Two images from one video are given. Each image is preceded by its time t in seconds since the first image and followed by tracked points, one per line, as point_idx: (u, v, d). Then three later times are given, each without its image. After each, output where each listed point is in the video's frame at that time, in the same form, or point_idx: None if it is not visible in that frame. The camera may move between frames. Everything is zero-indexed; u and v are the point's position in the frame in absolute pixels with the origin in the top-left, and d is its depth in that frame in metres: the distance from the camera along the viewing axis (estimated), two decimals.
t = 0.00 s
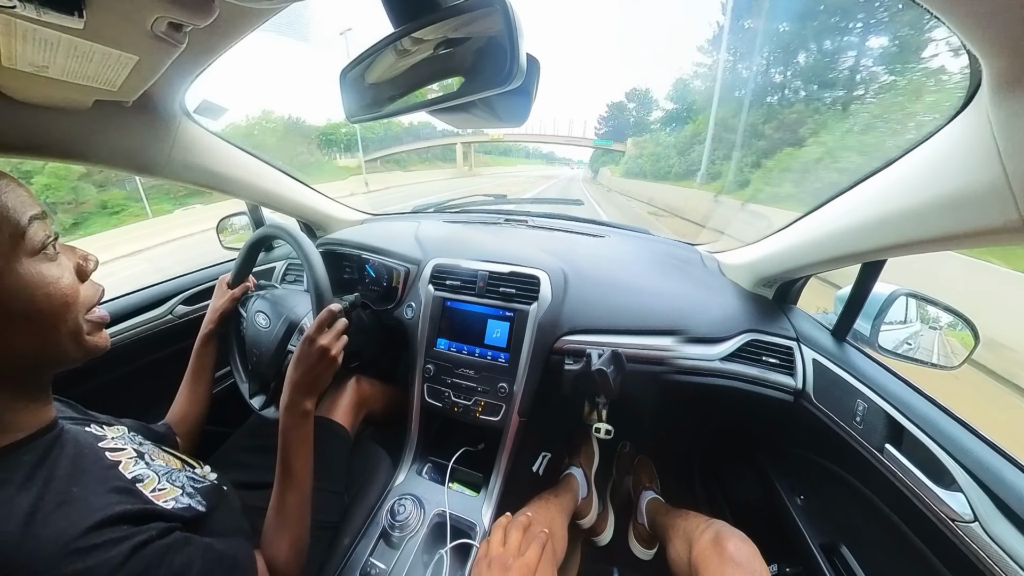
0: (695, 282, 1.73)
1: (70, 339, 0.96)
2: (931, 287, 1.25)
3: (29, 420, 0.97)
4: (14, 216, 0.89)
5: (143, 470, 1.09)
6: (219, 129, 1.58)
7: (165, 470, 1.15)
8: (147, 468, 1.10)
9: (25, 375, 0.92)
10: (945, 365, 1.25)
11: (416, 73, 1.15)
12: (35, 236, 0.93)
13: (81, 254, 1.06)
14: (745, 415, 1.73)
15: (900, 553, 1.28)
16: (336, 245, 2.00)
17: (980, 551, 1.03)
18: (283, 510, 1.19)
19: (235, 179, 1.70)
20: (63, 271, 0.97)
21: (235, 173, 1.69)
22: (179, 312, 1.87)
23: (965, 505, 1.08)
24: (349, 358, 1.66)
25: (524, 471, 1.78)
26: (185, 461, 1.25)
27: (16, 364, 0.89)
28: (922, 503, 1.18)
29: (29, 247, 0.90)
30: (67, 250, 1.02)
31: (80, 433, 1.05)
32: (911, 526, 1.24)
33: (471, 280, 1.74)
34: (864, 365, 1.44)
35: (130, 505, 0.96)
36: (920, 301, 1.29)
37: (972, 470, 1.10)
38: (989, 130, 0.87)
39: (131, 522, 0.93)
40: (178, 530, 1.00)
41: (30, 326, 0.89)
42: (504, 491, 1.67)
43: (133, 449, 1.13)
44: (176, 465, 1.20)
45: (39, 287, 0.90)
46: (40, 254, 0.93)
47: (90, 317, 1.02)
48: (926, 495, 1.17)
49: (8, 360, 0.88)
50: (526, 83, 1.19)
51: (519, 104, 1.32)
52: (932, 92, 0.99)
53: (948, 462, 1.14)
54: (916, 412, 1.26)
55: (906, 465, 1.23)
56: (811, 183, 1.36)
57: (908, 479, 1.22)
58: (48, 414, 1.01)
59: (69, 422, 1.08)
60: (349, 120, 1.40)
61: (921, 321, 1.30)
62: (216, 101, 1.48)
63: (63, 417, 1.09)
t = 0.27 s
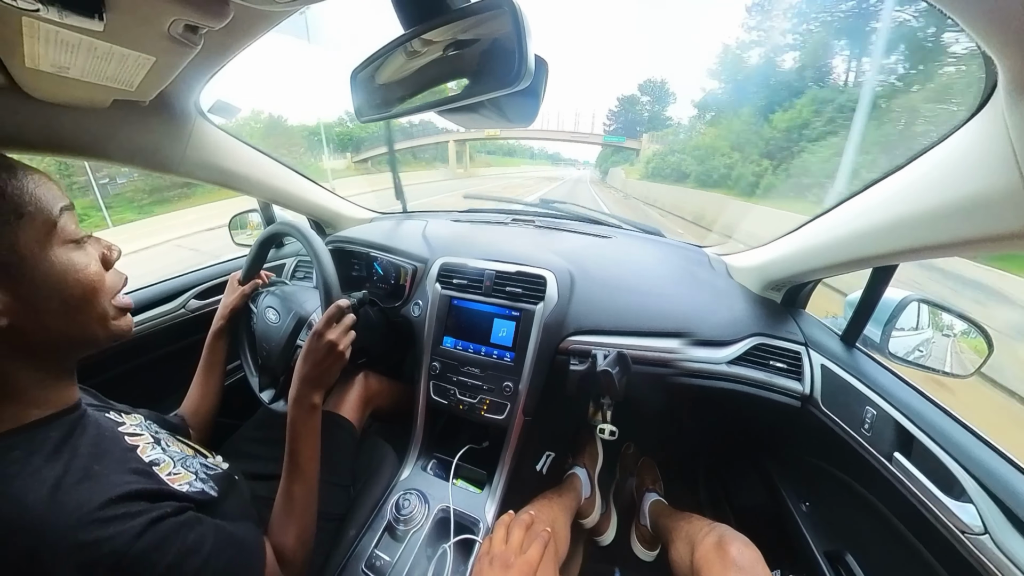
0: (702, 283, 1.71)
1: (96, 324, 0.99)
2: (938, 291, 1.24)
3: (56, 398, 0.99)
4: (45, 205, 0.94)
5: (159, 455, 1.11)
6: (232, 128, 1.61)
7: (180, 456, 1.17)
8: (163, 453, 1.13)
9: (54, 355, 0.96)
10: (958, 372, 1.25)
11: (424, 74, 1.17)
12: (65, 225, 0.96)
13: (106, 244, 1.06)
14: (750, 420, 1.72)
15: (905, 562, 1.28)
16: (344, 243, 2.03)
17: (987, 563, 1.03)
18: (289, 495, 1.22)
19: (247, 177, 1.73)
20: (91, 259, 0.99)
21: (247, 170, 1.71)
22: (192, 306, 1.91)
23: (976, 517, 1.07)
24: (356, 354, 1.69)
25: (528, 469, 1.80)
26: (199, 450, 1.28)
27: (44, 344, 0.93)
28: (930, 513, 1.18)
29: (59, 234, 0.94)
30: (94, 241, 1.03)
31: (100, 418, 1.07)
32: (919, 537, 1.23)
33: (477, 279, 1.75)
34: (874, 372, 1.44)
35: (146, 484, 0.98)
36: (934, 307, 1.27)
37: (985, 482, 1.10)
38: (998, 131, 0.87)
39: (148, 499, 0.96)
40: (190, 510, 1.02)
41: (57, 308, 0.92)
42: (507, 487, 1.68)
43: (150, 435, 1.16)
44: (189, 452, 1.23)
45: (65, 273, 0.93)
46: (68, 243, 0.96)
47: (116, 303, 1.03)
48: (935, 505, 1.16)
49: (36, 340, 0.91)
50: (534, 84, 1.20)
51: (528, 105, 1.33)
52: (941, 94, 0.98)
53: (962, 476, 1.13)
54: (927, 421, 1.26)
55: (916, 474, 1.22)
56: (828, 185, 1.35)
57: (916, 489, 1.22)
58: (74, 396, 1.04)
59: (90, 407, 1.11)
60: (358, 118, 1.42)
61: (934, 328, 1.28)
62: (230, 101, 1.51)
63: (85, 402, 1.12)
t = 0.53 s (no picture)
0: (709, 284, 1.69)
1: (107, 312, 1.01)
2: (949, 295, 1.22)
3: (70, 383, 1.01)
4: (55, 199, 0.95)
5: (170, 444, 1.13)
6: (244, 125, 1.63)
7: (191, 446, 1.19)
8: (174, 443, 1.15)
9: (67, 342, 0.98)
10: (973, 381, 1.20)
11: (433, 71, 1.18)
12: (75, 216, 0.98)
13: (114, 236, 1.08)
14: (757, 423, 1.70)
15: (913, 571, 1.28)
16: (353, 239, 2.05)
17: None
18: (295, 484, 1.23)
19: (257, 173, 1.74)
20: (102, 248, 1.01)
21: (258, 167, 1.73)
22: (204, 300, 1.94)
23: (987, 531, 1.08)
24: (363, 349, 1.71)
25: (531, 467, 1.82)
26: (208, 440, 1.30)
27: (58, 331, 0.95)
28: (940, 525, 1.17)
29: (70, 225, 0.96)
30: (102, 234, 1.04)
31: (113, 406, 1.09)
32: (926, 547, 1.23)
33: (484, 276, 1.76)
34: (884, 379, 1.41)
35: (155, 470, 1.00)
36: (947, 314, 1.23)
37: (999, 496, 1.10)
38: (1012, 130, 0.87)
39: (155, 481, 0.99)
40: (196, 496, 1.04)
41: (69, 296, 0.94)
42: (510, 482, 1.69)
43: (162, 425, 1.19)
44: (199, 441, 1.25)
45: (76, 262, 0.95)
46: (80, 234, 0.98)
47: (125, 292, 1.05)
48: (945, 518, 1.16)
49: (49, 327, 0.93)
50: (543, 82, 1.21)
51: (536, 103, 1.33)
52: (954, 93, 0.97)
53: (973, 490, 1.12)
54: (939, 430, 1.24)
55: (925, 485, 1.22)
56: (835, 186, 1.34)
57: (926, 500, 1.21)
58: (87, 382, 1.06)
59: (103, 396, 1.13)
60: (368, 116, 1.43)
61: (950, 336, 1.24)
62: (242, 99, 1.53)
63: (101, 391, 1.15)
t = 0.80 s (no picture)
0: (713, 289, 1.69)
1: (104, 308, 1.02)
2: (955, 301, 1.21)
3: (70, 383, 1.02)
4: (47, 195, 0.95)
5: (172, 445, 1.14)
6: (249, 126, 1.65)
7: (193, 447, 1.20)
8: (176, 444, 1.15)
9: (66, 339, 0.98)
10: (983, 389, 1.20)
11: (439, 73, 1.18)
12: (69, 213, 0.98)
13: (109, 232, 1.08)
14: (762, 428, 1.69)
15: None
16: (359, 240, 2.06)
17: None
18: (300, 482, 1.25)
19: (263, 173, 1.76)
20: (96, 245, 1.02)
21: (264, 167, 1.75)
22: (210, 299, 1.96)
23: (999, 541, 1.04)
24: (368, 349, 1.73)
25: (534, 471, 1.83)
26: (212, 440, 1.31)
27: (55, 329, 0.95)
28: (951, 536, 1.14)
29: (64, 221, 0.97)
30: (96, 229, 1.05)
31: (116, 407, 1.10)
32: (937, 558, 1.20)
33: (488, 278, 1.76)
34: (893, 385, 1.39)
35: (154, 473, 1.01)
36: (958, 320, 1.22)
37: (1010, 504, 1.06)
38: (1013, 140, 0.86)
39: (155, 484, 0.99)
40: (198, 498, 1.05)
41: (64, 294, 0.95)
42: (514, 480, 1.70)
43: (165, 425, 1.19)
44: (202, 442, 1.26)
45: (71, 258, 0.96)
46: (74, 229, 0.99)
47: (123, 287, 1.07)
48: (956, 529, 1.13)
49: (46, 325, 0.94)
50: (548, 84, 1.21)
51: (540, 106, 1.33)
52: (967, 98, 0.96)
53: (984, 499, 1.09)
54: (948, 437, 1.22)
55: (935, 493, 1.19)
56: (829, 196, 1.33)
57: (936, 508, 1.18)
58: (87, 382, 1.06)
59: (109, 396, 1.14)
60: (375, 117, 1.44)
61: (960, 342, 1.23)
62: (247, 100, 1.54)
63: (105, 391, 1.16)
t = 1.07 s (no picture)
0: (716, 287, 1.69)
1: (125, 309, 1.03)
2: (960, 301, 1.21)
3: (90, 380, 1.04)
4: (76, 198, 0.97)
5: (183, 438, 1.16)
6: (254, 125, 1.66)
7: (203, 440, 1.22)
8: (186, 436, 1.17)
9: (88, 336, 1.00)
10: (992, 391, 1.19)
11: (443, 72, 1.19)
12: (96, 216, 1.00)
13: (132, 234, 1.10)
14: (766, 429, 1.69)
15: None
16: (362, 239, 2.08)
17: None
18: (306, 478, 1.25)
19: (268, 172, 1.77)
20: (122, 248, 1.03)
21: (269, 167, 1.76)
22: (216, 296, 1.97)
23: (1005, 545, 1.05)
24: (372, 347, 1.74)
25: (536, 468, 1.83)
26: (220, 434, 1.33)
27: (79, 327, 0.97)
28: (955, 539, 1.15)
29: (92, 223, 0.99)
30: (121, 231, 1.06)
31: (129, 401, 1.12)
32: (940, 560, 1.21)
33: (491, 277, 1.77)
34: (898, 385, 1.39)
35: (169, 464, 1.03)
36: (967, 321, 1.21)
37: (1016, 508, 1.07)
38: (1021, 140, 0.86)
39: (173, 476, 1.02)
40: (211, 490, 1.07)
41: (89, 294, 0.96)
42: (515, 479, 1.70)
43: (174, 418, 1.21)
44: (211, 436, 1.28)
45: (97, 260, 0.98)
46: (100, 231, 1.00)
47: (143, 287, 1.08)
48: (961, 531, 1.14)
49: (71, 323, 0.96)
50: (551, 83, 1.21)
51: (544, 105, 1.34)
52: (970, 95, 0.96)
53: (996, 508, 1.09)
54: (954, 439, 1.22)
55: (940, 496, 1.20)
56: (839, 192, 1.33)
57: (941, 511, 1.19)
58: (104, 378, 1.08)
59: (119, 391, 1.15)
60: (377, 117, 1.45)
61: (968, 343, 1.22)
62: (253, 100, 1.55)
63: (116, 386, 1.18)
